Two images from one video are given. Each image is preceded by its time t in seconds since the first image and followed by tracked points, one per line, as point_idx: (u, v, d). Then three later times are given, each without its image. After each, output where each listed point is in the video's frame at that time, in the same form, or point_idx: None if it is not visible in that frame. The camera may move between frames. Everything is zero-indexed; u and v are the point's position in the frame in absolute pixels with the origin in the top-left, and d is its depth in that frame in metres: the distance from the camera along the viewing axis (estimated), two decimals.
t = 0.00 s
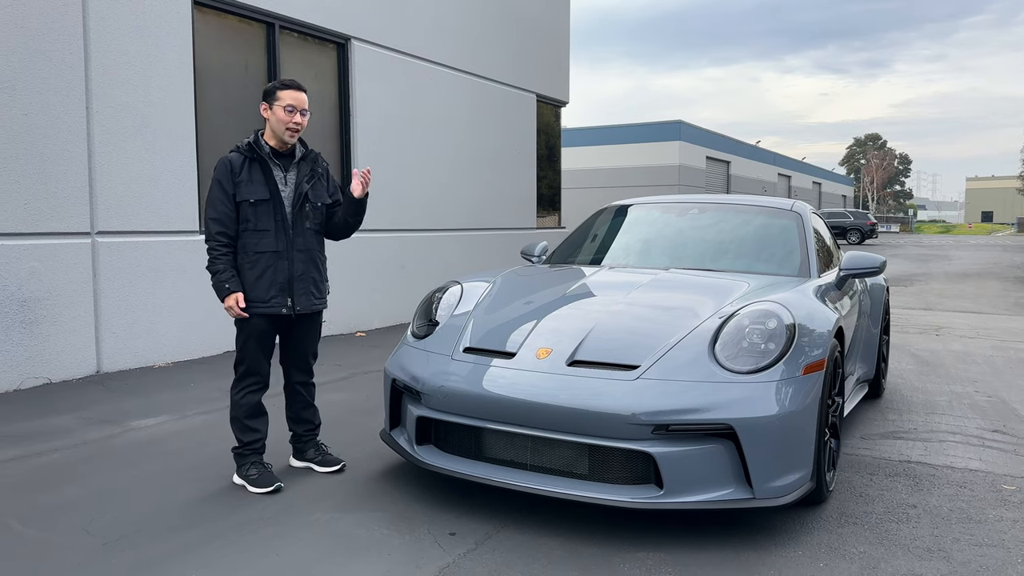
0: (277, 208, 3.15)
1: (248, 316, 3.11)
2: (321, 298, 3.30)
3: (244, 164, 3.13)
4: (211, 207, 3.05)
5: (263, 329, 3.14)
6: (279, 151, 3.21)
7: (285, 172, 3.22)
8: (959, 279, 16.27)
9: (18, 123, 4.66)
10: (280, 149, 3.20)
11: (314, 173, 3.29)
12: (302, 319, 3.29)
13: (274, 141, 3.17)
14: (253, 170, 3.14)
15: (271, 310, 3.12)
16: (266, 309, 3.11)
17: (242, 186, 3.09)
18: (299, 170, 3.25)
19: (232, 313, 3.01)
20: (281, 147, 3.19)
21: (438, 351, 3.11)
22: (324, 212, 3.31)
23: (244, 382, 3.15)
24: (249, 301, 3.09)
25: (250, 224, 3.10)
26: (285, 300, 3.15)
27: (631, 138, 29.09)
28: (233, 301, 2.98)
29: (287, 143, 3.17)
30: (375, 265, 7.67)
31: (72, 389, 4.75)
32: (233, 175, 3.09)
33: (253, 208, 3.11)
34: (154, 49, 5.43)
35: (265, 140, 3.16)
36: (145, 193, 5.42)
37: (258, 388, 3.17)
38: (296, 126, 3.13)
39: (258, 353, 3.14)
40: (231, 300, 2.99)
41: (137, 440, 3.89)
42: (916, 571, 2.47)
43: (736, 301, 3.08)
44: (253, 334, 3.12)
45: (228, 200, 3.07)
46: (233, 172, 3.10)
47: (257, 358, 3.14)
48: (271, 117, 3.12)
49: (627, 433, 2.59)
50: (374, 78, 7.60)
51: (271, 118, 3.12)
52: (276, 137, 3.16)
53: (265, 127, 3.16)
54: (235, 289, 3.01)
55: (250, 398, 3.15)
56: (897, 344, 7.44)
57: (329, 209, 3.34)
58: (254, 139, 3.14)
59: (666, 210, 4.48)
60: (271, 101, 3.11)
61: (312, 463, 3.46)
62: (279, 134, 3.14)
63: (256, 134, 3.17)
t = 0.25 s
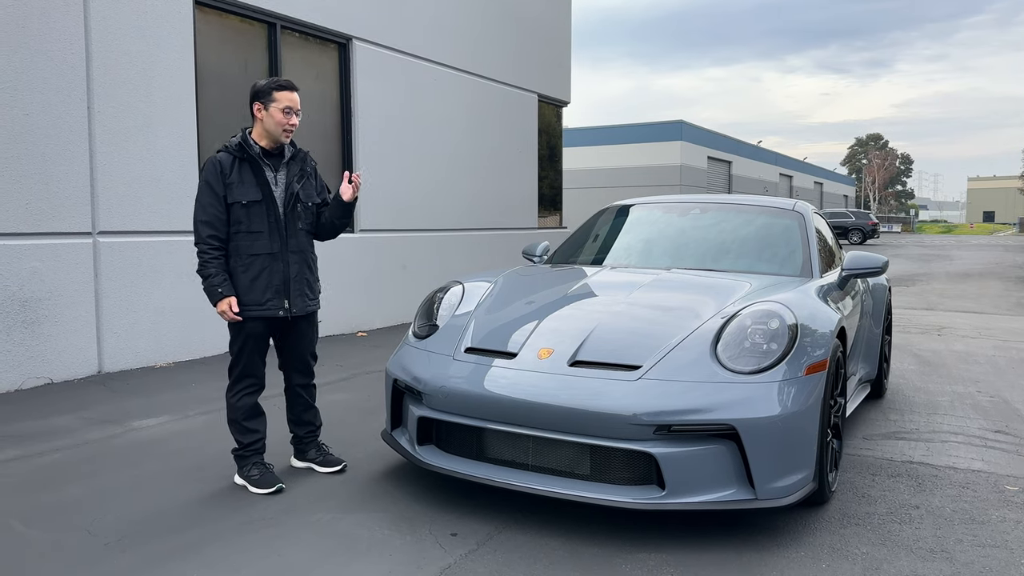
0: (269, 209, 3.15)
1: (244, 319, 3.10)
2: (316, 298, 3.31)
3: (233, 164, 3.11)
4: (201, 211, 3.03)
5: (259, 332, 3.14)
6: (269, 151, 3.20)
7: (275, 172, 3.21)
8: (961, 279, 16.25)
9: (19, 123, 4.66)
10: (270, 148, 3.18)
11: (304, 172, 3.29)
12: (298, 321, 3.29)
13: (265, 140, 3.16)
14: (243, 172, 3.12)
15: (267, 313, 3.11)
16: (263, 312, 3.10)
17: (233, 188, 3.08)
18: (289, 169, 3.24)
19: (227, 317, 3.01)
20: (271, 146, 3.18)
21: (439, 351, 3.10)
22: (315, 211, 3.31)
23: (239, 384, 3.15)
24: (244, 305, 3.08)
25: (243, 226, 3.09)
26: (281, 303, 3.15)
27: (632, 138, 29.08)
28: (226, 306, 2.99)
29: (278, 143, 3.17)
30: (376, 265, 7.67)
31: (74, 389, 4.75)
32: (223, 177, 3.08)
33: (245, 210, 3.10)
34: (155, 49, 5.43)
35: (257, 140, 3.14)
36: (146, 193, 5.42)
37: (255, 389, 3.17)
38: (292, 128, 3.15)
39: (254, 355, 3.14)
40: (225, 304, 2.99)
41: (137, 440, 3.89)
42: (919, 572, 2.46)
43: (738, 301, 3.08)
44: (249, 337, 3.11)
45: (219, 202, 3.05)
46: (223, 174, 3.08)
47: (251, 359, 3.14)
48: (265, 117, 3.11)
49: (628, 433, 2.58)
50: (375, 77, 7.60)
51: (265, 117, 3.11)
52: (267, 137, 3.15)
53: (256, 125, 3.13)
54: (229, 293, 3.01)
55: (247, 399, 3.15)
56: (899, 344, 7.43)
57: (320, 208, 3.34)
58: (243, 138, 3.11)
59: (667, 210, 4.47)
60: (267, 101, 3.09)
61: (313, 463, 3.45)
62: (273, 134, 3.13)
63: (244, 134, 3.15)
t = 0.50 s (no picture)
0: (268, 210, 3.13)
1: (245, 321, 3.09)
2: (314, 297, 3.31)
3: (231, 165, 3.09)
4: (200, 214, 3.00)
5: (258, 333, 3.13)
6: (264, 150, 3.18)
7: (271, 171, 3.20)
8: (963, 279, 16.22)
9: (20, 122, 4.65)
10: (263, 147, 3.17)
11: (299, 170, 3.28)
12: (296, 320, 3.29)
13: (260, 138, 3.14)
14: (241, 172, 3.10)
15: (269, 314, 3.11)
16: (265, 313, 3.10)
17: (231, 189, 3.06)
18: (284, 168, 3.23)
19: (229, 320, 2.99)
20: (265, 145, 3.17)
21: (440, 351, 3.09)
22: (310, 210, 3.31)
23: (237, 385, 3.14)
24: (246, 307, 3.07)
25: (242, 227, 3.07)
26: (283, 303, 3.14)
27: (633, 138, 29.06)
28: (228, 308, 2.95)
29: (273, 141, 3.16)
30: (377, 265, 7.66)
31: (74, 388, 4.74)
32: (221, 178, 3.05)
33: (244, 211, 3.08)
34: (155, 47, 5.42)
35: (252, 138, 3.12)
36: (147, 192, 5.41)
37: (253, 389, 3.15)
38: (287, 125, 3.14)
39: (252, 355, 3.13)
40: (226, 307, 2.95)
41: (138, 439, 3.88)
42: (922, 572, 2.45)
43: (740, 300, 3.07)
44: (248, 338, 3.10)
45: (218, 205, 3.03)
46: (221, 175, 3.06)
47: (249, 359, 3.13)
48: (260, 115, 3.09)
49: (630, 433, 2.57)
50: (376, 77, 7.59)
51: (259, 114, 3.09)
52: (261, 134, 3.13)
53: (249, 123, 3.11)
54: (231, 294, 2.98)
55: (244, 400, 3.13)
56: (901, 344, 7.42)
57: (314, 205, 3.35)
58: (239, 138, 3.09)
59: (668, 209, 4.46)
60: (262, 98, 3.08)
61: (317, 461, 3.46)
62: (268, 132, 3.12)
63: (237, 132, 3.12)
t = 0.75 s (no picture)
0: (272, 208, 3.12)
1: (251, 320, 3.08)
2: (319, 295, 3.30)
3: (234, 164, 3.06)
4: (204, 214, 2.98)
5: (264, 331, 3.12)
6: (267, 148, 3.16)
7: (275, 169, 3.18)
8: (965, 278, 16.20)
9: (22, 120, 4.64)
10: (267, 145, 3.15)
11: (303, 168, 3.27)
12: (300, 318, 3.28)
13: (264, 136, 3.12)
14: (244, 171, 3.08)
15: (274, 313, 3.10)
16: (270, 312, 3.09)
17: (235, 188, 3.04)
18: (288, 166, 3.21)
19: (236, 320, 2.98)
20: (268, 143, 3.15)
21: (443, 348, 3.08)
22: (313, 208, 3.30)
23: (242, 381, 3.12)
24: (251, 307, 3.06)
25: (247, 226, 3.06)
26: (288, 302, 3.13)
27: (635, 137, 29.04)
28: (237, 306, 2.94)
29: (276, 139, 3.14)
30: (379, 263, 7.65)
31: (75, 387, 4.73)
32: (225, 178, 3.03)
33: (248, 210, 3.06)
34: (156, 45, 5.41)
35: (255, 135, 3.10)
36: (149, 191, 5.40)
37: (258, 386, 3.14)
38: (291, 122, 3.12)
39: (257, 352, 3.11)
40: (236, 305, 2.94)
41: (139, 437, 3.87)
42: (929, 570, 2.43)
43: (744, 298, 3.05)
44: (254, 336, 3.09)
45: (222, 204, 3.01)
46: (225, 174, 3.03)
47: (254, 357, 3.11)
48: (262, 112, 3.07)
49: (634, 430, 2.56)
50: (378, 75, 7.57)
51: (261, 112, 3.07)
52: (264, 132, 3.11)
53: (252, 121, 3.09)
54: (238, 294, 2.97)
55: (249, 397, 3.12)
56: (903, 342, 7.40)
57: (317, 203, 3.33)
58: (242, 137, 3.06)
59: (671, 208, 4.45)
60: (263, 95, 3.06)
61: (319, 458, 3.45)
62: (271, 129, 3.10)
63: (239, 131, 3.10)
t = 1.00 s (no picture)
0: (278, 205, 3.11)
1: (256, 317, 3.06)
2: (325, 293, 3.29)
3: (241, 161, 3.06)
4: (211, 210, 2.97)
5: (270, 329, 3.10)
6: (275, 145, 3.16)
7: (282, 167, 3.18)
8: (966, 278, 16.18)
9: (23, 118, 4.63)
10: (274, 142, 3.14)
11: (310, 166, 3.26)
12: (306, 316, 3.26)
13: (271, 133, 3.10)
14: (251, 168, 3.07)
15: (280, 310, 3.08)
16: (276, 309, 3.07)
17: (241, 185, 3.03)
18: (296, 164, 3.21)
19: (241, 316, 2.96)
20: (274, 140, 3.13)
21: (445, 347, 3.06)
22: (321, 205, 3.29)
23: (247, 379, 3.11)
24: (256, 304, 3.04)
25: (253, 223, 3.05)
26: (294, 299, 3.12)
27: (636, 137, 29.02)
28: (240, 304, 2.93)
29: (279, 134, 3.12)
30: (380, 263, 7.64)
31: (76, 386, 4.72)
32: (231, 175, 3.03)
33: (254, 207, 3.05)
34: (157, 43, 5.39)
35: (259, 132, 3.09)
36: (150, 189, 5.39)
37: (262, 384, 3.13)
38: (291, 115, 3.08)
39: (263, 351, 3.10)
40: (237, 303, 2.93)
41: (140, 436, 3.86)
42: (934, 569, 2.42)
43: (748, 296, 3.04)
44: (260, 334, 3.07)
45: (228, 200, 3.00)
46: (231, 170, 3.03)
47: (260, 355, 3.10)
48: (263, 108, 3.06)
49: (637, 429, 2.54)
50: (380, 74, 7.56)
51: (262, 108, 3.07)
52: (268, 129, 3.10)
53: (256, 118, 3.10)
54: (243, 291, 2.96)
55: (253, 395, 3.11)
56: (906, 342, 7.39)
57: (325, 202, 3.33)
58: (250, 134, 3.05)
59: (673, 206, 4.43)
60: (263, 91, 3.05)
61: (320, 457, 3.44)
62: (273, 124, 3.08)
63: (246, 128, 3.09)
